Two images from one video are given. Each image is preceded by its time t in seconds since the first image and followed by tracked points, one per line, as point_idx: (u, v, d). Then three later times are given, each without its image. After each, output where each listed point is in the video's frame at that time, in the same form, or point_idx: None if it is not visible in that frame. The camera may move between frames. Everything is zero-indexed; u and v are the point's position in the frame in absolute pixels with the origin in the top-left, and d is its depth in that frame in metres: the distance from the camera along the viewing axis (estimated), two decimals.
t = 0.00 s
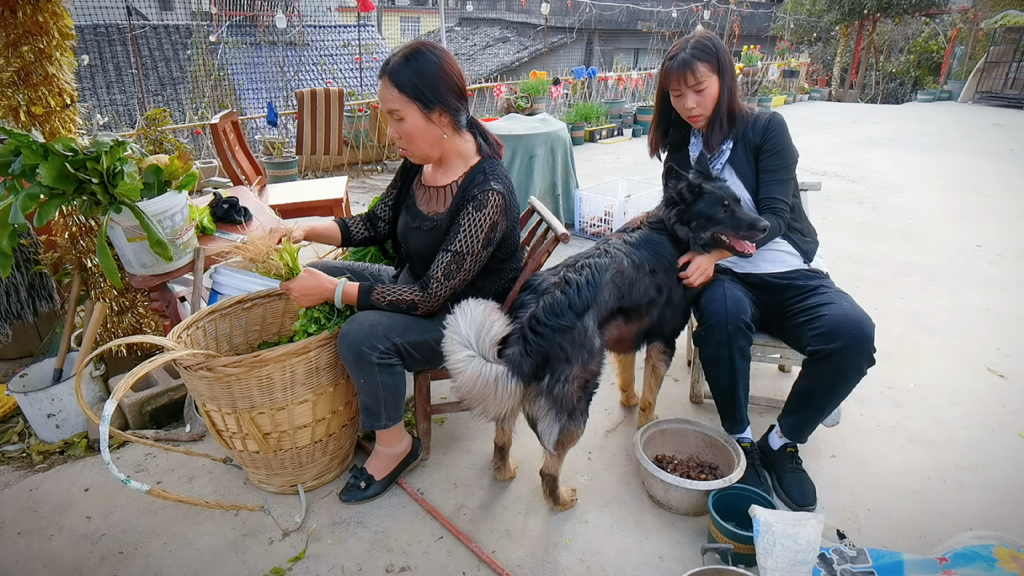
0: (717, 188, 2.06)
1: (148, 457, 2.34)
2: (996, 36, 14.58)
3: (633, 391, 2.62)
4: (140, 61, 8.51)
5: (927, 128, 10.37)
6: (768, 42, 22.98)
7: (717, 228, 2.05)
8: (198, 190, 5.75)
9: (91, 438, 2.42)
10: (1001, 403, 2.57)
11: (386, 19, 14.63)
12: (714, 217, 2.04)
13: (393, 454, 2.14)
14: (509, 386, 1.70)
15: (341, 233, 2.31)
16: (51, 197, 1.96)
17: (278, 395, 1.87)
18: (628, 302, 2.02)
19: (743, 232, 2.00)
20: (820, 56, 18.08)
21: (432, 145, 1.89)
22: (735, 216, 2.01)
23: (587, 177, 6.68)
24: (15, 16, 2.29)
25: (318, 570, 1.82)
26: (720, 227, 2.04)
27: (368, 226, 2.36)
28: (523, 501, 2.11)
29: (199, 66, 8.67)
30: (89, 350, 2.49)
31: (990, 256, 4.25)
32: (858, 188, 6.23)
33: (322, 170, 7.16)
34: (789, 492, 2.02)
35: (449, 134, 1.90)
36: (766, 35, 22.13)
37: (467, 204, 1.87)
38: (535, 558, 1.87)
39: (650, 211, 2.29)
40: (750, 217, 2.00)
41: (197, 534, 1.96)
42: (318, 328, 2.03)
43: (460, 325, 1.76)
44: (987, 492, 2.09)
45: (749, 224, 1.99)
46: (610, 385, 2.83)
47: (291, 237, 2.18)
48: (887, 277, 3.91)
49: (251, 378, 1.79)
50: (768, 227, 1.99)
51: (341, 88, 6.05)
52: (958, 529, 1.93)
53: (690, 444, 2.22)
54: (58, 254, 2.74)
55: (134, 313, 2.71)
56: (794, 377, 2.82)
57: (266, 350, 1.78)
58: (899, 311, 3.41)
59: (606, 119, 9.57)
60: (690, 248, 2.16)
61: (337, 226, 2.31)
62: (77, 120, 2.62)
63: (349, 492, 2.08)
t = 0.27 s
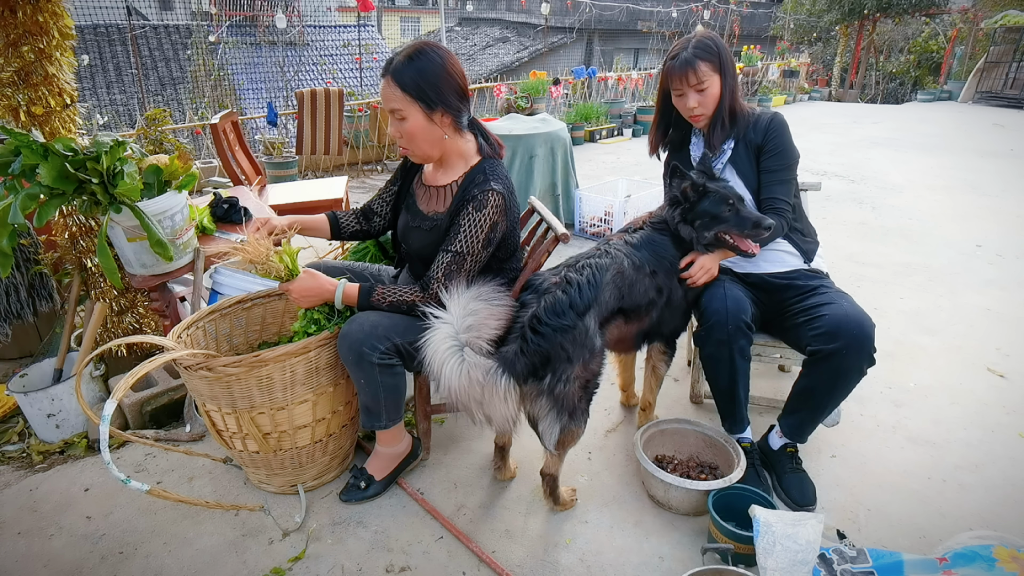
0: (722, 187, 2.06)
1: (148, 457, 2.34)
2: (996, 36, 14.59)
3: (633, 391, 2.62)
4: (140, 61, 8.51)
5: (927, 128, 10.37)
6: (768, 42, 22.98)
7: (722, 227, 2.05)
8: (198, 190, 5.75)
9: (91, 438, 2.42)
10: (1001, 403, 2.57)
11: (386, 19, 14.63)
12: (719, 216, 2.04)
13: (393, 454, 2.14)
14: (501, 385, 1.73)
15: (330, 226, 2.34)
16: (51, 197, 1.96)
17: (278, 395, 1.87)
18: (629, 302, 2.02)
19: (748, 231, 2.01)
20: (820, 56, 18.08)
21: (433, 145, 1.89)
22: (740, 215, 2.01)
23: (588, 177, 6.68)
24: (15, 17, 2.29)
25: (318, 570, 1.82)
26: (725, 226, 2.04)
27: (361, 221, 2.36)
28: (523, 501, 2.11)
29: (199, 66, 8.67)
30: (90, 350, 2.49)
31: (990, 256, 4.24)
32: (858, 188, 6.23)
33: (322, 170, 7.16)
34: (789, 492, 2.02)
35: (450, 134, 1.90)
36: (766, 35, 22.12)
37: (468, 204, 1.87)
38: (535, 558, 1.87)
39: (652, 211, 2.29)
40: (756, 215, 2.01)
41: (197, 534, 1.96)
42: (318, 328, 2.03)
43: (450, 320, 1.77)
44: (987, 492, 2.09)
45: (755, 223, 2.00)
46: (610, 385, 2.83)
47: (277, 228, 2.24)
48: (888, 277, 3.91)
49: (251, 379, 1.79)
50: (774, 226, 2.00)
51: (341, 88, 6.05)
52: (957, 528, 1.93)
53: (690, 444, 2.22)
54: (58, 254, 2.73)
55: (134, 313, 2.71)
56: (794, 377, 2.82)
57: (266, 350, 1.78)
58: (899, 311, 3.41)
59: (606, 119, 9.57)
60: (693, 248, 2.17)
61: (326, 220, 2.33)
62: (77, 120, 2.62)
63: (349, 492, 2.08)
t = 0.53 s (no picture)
0: (725, 187, 2.07)
1: (148, 457, 2.34)
2: (996, 36, 14.59)
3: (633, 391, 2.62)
4: (140, 61, 8.51)
5: (927, 128, 10.37)
6: (768, 42, 22.97)
7: (724, 227, 2.05)
8: (198, 190, 5.75)
9: (91, 438, 2.42)
10: (1001, 403, 2.57)
11: (386, 19, 14.63)
12: (723, 215, 2.04)
13: (393, 454, 2.14)
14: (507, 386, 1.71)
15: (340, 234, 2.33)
16: (51, 197, 1.96)
17: (278, 395, 1.87)
18: (629, 302, 2.02)
19: (750, 230, 2.02)
20: (820, 56, 18.08)
21: (433, 145, 1.89)
22: (743, 214, 2.02)
23: (588, 177, 6.68)
24: (15, 17, 2.29)
25: (318, 570, 1.82)
26: (727, 225, 2.04)
27: (366, 225, 2.37)
28: (523, 501, 2.11)
29: (199, 66, 8.67)
30: (89, 350, 2.48)
31: (990, 256, 4.24)
32: (858, 188, 6.23)
33: (322, 170, 7.16)
34: (789, 491, 2.02)
35: (451, 134, 1.90)
36: (766, 35, 22.12)
37: (467, 204, 1.87)
38: (534, 558, 1.87)
39: (653, 211, 2.29)
40: (759, 215, 2.02)
41: (197, 534, 1.96)
42: (318, 328, 2.03)
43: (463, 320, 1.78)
44: (986, 492, 2.09)
45: (757, 222, 2.01)
46: (610, 384, 2.83)
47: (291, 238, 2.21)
48: (888, 277, 3.91)
49: (251, 378, 1.79)
50: (776, 226, 2.01)
51: (341, 88, 6.05)
52: (957, 528, 1.93)
53: (690, 444, 2.22)
54: (58, 254, 2.73)
55: (134, 313, 2.71)
56: (794, 377, 2.82)
57: (266, 349, 1.78)
58: (899, 311, 3.41)
59: (606, 119, 9.57)
60: (695, 249, 2.17)
61: (335, 227, 2.32)
62: (77, 120, 2.61)
63: (349, 492, 2.08)
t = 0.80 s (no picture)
0: (724, 187, 2.07)
1: (148, 457, 2.34)
2: (996, 36, 14.60)
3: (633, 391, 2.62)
4: (140, 61, 8.52)
5: (927, 128, 10.37)
6: (768, 42, 22.97)
7: (724, 227, 2.05)
8: (198, 190, 5.75)
9: (91, 438, 2.42)
10: (1001, 403, 2.57)
11: (386, 19, 14.63)
12: (722, 215, 2.04)
13: (393, 454, 2.13)
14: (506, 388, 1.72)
15: (336, 234, 2.32)
16: (51, 197, 1.96)
17: (278, 395, 1.87)
18: (629, 303, 2.02)
19: (750, 231, 2.02)
20: (820, 56, 18.08)
21: (434, 146, 1.89)
22: (743, 215, 2.02)
23: (588, 177, 6.68)
24: (15, 16, 2.29)
25: (318, 570, 1.82)
26: (728, 225, 2.04)
27: (361, 224, 2.36)
28: (524, 501, 2.11)
29: (199, 66, 8.67)
30: (89, 350, 2.48)
31: (990, 256, 4.25)
32: (858, 188, 6.23)
33: (322, 170, 7.16)
34: (789, 492, 2.02)
35: (451, 135, 1.90)
36: (766, 35, 22.12)
37: (468, 204, 1.87)
38: (534, 558, 1.87)
39: (654, 211, 2.29)
40: (759, 215, 2.02)
41: (197, 534, 1.96)
42: (318, 328, 2.02)
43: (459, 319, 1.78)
44: (986, 492, 2.09)
45: (757, 222, 2.01)
46: (610, 384, 2.83)
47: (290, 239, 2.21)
48: (887, 277, 3.91)
49: (252, 379, 1.79)
50: (776, 226, 2.01)
51: (341, 88, 6.05)
52: (957, 528, 1.93)
53: (690, 444, 2.22)
54: (58, 254, 2.73)
55: (134, 313, 2.71)
56: (794, 377, 2.82)
57: (266, 350, 1.78)
58: (899, 311, 3.41)
59: (606, 119, 9.57)
60: (695, 249, 2.17)
61: (331, 227, 2.31)
62: (77, 120, 2.61)
63: (349, 492, 2.08)
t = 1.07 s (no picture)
0: (721, 188, 2.06)
1: (148, 457, 2.34)
2: (996, 36, 14.60)
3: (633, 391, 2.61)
4: (140, 61, 8.52)
5: (927, 128, 10.37)
6: (768, 42, 22.97)
7: (721, 228, 2.05)
8: (198, 190, 5.75)
9: (91, 438, 2.42)
10: (1001, 403, 2.57)
11: (386, 19, 14.63)
12: (720, 216, 2.04)
13: (393, 454, 2.13)
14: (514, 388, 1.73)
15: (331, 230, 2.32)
16: (51, 197, 1.96)
17: (278, 395, 1.87)
18: (629, 303, 2.02)
19: (747, 232, 2.01)
20: (820, 56, 18.08)
21: (434, 146, 1.89)
22: (740, 216, 2.01)
23: (587, 177, 6.68)
24: (15, 16, 2.29)
25: (318, 570, 1.82)
26: (725, 227, 2.04)
27: (360, 221, 2.36)
28: (524, 501, 2.11)
29: (199, 66, 8.67)
30: (89, 350, 2.48)
31: (990, 256, 4.25)
32: (858, 188, 6.23)
33: (322, 170, 7.16)
34: (789, 492, 2.02)
35: (451, 136, 1.90)
36: (766, 35, 22.11)
37: (468, 204, 1.87)
38: (535, 558, 1.87)
39: (654, 211, 2.29)
40: (755, 217, 2.01)
41: (197, 534, 1.96)
42: (318, 328, 2.03)
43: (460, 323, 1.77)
44: (986, 492, 2.09)
45: (754, 224, 1.99)
46: (610, 384, 2.83)
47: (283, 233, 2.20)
48: (888, 277, 3.91)
49: (251, 379, 1.79)
50: (772, 228, 1.99)
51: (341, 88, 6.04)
52: (957, 528, 1.93)
53: (690, 444, 2.22)
54: (58, 254, 2.73)
55: (134, 313, 2.71)
56: (794, 377, 2.82)
57: (266, 350, 1.78)
58: (899, 311, 3.41)
59: (606, 119, 9.57)
60: (694, 249, 2.17)
61: (326, 224, 2.31)
62: (77, 120, 2.62)
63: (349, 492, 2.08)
